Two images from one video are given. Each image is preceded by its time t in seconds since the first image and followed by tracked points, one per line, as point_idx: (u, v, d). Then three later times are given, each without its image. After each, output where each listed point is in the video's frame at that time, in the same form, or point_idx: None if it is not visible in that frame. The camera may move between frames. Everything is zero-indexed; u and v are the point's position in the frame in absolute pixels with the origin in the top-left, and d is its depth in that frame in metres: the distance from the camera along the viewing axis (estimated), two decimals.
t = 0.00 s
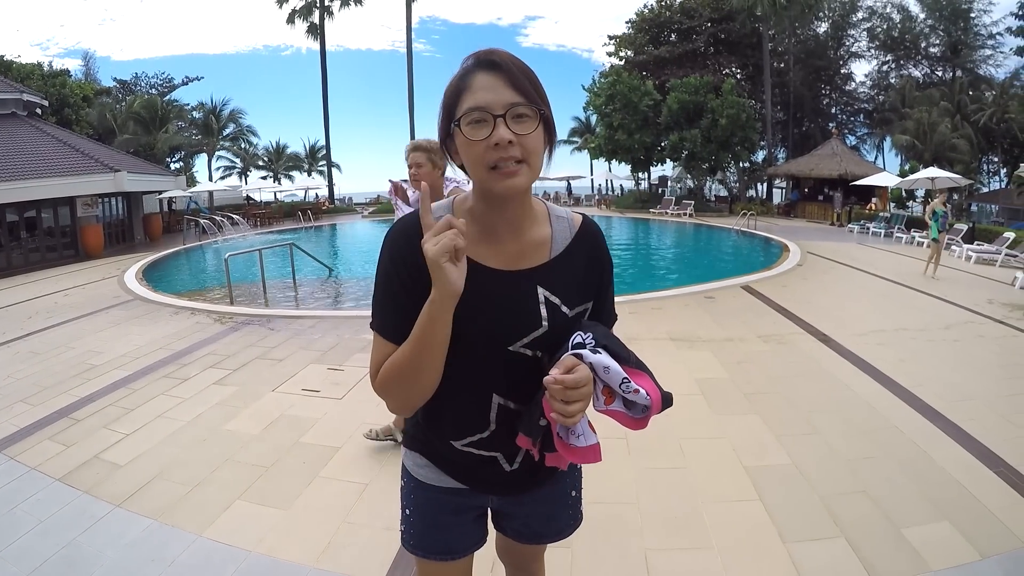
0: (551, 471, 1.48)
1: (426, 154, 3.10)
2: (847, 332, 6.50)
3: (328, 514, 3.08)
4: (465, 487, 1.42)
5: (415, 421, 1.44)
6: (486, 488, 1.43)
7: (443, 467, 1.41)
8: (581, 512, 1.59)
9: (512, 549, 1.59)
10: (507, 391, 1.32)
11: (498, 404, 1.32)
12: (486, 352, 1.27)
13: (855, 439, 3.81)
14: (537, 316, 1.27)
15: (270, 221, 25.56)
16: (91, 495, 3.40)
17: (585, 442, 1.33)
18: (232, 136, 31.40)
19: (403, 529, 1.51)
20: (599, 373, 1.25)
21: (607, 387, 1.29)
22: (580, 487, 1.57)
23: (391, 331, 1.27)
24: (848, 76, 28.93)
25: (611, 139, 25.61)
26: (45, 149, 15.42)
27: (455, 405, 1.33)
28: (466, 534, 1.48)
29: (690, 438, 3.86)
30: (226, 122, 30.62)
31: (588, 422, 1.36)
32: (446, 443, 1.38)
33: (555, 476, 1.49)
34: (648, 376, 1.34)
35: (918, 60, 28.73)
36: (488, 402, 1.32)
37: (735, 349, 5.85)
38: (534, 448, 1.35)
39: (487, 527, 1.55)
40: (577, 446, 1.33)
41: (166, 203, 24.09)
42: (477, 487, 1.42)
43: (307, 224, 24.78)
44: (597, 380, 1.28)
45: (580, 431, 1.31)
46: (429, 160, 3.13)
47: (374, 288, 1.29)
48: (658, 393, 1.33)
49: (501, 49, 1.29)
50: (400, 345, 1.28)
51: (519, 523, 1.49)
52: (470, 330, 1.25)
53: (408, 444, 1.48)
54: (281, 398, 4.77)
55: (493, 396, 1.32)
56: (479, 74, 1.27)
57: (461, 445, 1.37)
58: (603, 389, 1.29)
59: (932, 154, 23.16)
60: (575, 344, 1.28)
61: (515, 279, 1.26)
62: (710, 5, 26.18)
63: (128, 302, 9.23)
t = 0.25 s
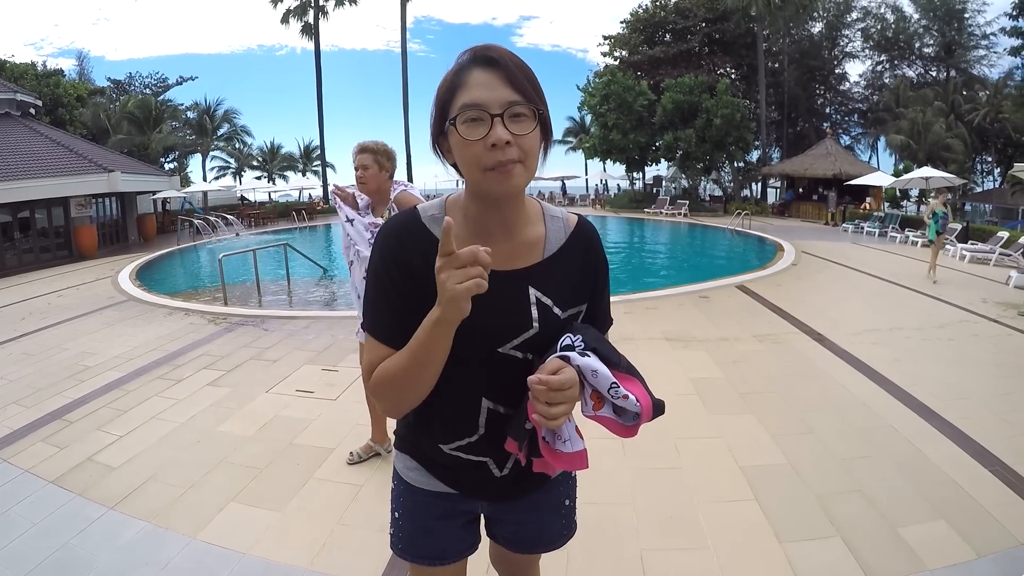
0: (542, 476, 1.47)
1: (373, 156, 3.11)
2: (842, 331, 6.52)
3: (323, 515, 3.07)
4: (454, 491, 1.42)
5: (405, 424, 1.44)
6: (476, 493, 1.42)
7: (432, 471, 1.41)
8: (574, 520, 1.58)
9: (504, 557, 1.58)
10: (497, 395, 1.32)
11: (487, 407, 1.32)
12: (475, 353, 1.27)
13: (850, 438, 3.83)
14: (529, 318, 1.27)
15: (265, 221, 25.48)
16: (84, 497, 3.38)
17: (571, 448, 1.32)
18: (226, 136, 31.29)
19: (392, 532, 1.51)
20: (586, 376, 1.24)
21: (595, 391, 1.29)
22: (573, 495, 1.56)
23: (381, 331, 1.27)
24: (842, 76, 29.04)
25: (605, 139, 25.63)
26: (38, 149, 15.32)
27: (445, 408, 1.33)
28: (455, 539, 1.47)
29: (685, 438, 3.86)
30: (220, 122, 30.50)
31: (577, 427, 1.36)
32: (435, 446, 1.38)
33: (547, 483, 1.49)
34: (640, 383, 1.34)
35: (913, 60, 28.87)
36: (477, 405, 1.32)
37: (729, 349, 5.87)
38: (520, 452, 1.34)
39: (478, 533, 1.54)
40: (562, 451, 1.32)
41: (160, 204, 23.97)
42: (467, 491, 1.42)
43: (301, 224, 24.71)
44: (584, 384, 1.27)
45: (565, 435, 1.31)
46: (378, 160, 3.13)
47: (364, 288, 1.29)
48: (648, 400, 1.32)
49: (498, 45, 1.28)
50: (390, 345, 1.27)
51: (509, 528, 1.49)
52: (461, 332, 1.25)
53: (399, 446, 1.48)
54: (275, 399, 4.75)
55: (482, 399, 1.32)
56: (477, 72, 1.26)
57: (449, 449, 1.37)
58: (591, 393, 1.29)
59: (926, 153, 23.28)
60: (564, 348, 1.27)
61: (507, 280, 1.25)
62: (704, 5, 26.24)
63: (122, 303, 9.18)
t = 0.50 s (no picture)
0: (531, 486, 1.46)
1: (324, 153, 3.05)
2: (837, 330, 6.55)
3: (319, 518, 3.07)
4: (441, 498, 1.42)
5: (392, 430, 1.45)
6: (463, 502, 1.42)
7: (418, 478, 1.41)
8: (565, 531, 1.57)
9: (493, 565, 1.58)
10: (483, 405, 1.32)
11: (474, 415, 1.32)
12: (459, 360, 1.27)
13: (846, 438, 3.84)
14: (517, 327, 1.27)
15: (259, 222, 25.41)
16: (78, 501, 3.36)
17: (557, 458, 1.31)
18: (220, 137, 31.18)
19: (379, 538, 1.51)
20: (573, 387, 1.23)
21: (583, 402, 1.28)
22: (564, 507, 1.55)
23: (365, 337, 1.27)
24: (837, 76, 29.19)
25: (600, 139, 25.68)
26: (31, 150, 15.23)
27: (431, 415, 1.33)
28: (442, 547, 1.47)
29: (681, 438, 3.87)
30: (214, 123, 30.39)
31: (564, 438, 1.35)
32: (422, 453, 1.38)
33: (536, 492, 1.48)
34: (630, 395, 1.32)
35: (906, 60, 29.03)
36: (465, 414, 1.32)
37: (725, 348, 5.89)
38: (507, 462, 1.34)
39: (467, 541, 1.54)
40: (548, 461, 1.31)
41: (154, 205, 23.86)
42: (454, 501, 1.42)
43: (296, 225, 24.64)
44: (570, 395, 1.26)
45: (552, 446, 1.30)
46: (332, 157, 3.07)
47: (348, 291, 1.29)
48: (638, 413, 1.31)
49: (487, 45, 1.28)
50: (375, 351, 1.27)
51: (496, 539, 1.48)
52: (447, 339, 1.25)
53: (386, 452, 1.48)
54: (270, 400, 4.74)
55: (469, 408, 1.32)
56: (464, 70, 1.26)
57: (435, 456, 1.37)
58: (579, 404, 1.28)
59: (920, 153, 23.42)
60: (550, 357, 1.26)
61: (494, 286, 1.25)
62: (699, 5, 26.31)
63: (116, 304, 9.14)
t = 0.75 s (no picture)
0: (522, 491, 1.46)
1: (278, 159, 2.82)
2: (833, 329, 6.57)
3: (314, 519, 3.05)
4: (430, 504, 1.42)
5: (381, 434, 1.45)
6: (453, 507, 1.42)
7: (407, 483, 1.41)
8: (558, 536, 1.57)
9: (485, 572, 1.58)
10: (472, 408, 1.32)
11: (462, 421, 1.31)
12: (446, 363, 1.28)
13: (842, 437, 3.85)
14: (505, 327, 1.27)
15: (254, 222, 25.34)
16: (72, 504, 3.33)
17: (547, 465, 1.30)
18: (215, 137, 31.09)
19: (368, 545, 1.51)
20: (565, 390, 1.22)
21: (576, 407, 1.26)
22: (557, 512, 1.54)
23: (349, 337, 1.26)
24: (831, 76, 29.32)
25: (595, 138, 25.72)
26: (25, 151, 15.14)
27: (420, 419, 1.33)
28: (433, 553, 1.47)
29: (677, 438, 3.88)
30: (209, 123, 30.29)
31: (554, 444, 1.34)
32: (409, 457, 1.38)
33: (526, 498, 1.47)
34: (624, 400, 1.31)
35: (901, 59, 29.17)
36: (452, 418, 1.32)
37: (720, 348, 5.90)
38: (496, 468, 1.33)
39: (458, 548, 1.53)
40: (537, 468, 1.30)
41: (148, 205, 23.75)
42: (444, 506, 1.41)
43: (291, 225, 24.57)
44: (563, 399, 1.25)
45: (542, 452, 1.29)
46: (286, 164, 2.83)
47: (332, 292, 1.28)
48: (633, 418, 1.29)
49: (471, 35, 1.27)
50: (361, 354, 1.28)
51: (487, 546, 1.48)
52: (433, 341, 1.24)
53: (374, 458, 1.48)
54: (265, 401, 4.72)
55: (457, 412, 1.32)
56: (448, 60, 1.26)
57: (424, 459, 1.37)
58: (571, 408, 1.26)
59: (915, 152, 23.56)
60: (541, 359, 1.25)
61: (480, 285, 1.25)
62: (694, 5, 26.38)
63: (110, 305, 9.10)
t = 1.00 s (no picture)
0: (522, 490, 1.46)
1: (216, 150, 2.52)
2: (830, 329, 6.59)
3: (313, 521, 3.05)
4: (430, 507, 1.41)
5: (379, 437, 1.44)
6: (453, 510, 1.41)
7: (406, 486, 1.40)
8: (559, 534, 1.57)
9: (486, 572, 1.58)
10: (471, 408, 1.31)
11: (460, 420, 1.31)
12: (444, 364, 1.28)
13: (840, 437, 3.86)
14: (504, 327, 1.27)
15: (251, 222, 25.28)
16: (68, 505, 3.32)
17: (550, 463, 1.29)
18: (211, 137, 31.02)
19: (368, 550, 1.51)
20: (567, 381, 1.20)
21: (580, 399, 1.24)
22: (556, 511, 1.55)
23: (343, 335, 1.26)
24: (828, 77, 29.41)
25: (592, 139, 25.74)
26: (21, 151, 15.09)
27: (419, 422, 1.33)
28: (434, 555, 1.48)
29: (675, 438, 3.88)
30: (205, 123, 30.22)
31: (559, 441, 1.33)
32: (409, 460, 1.38)
33: (525, 498, 1.47)
34: (628, 391, 1.29)
35: (897, 60, 29.27)
36: (451, 419, 1.32)
37: (718, 348, 5.91)
38: (497, 469, 1.33)
39: (458, 549, 1.54)
40: (541, 466, 1.30)
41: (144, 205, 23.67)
42: (445, 509, 1.41)
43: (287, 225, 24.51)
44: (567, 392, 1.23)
45: (545, 449, 1.29)
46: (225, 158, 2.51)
47: (329, 291, 1.28)
48: (638, 409, 1.27)
49: (465, 34, 1.28)
50: (359, 355, 1.27)
51: (488, 547, 1.48)
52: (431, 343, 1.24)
53: (372, 462, 1.48)
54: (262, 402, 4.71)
55: (455, 412, 1.31)
56: (443, 59, 1.26)
57: (425, 461, 1.36)
58: (575, 401, 1.24)
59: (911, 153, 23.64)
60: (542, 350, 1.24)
61: (478, 284, 1.25)
62: (691, 5, 26.40)
63: (106, 305, 9.07)
